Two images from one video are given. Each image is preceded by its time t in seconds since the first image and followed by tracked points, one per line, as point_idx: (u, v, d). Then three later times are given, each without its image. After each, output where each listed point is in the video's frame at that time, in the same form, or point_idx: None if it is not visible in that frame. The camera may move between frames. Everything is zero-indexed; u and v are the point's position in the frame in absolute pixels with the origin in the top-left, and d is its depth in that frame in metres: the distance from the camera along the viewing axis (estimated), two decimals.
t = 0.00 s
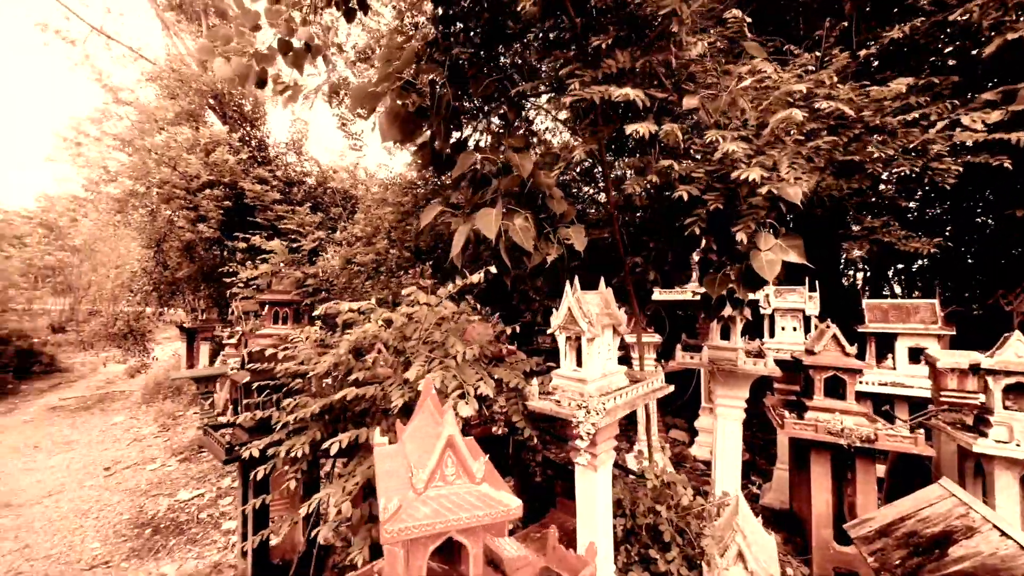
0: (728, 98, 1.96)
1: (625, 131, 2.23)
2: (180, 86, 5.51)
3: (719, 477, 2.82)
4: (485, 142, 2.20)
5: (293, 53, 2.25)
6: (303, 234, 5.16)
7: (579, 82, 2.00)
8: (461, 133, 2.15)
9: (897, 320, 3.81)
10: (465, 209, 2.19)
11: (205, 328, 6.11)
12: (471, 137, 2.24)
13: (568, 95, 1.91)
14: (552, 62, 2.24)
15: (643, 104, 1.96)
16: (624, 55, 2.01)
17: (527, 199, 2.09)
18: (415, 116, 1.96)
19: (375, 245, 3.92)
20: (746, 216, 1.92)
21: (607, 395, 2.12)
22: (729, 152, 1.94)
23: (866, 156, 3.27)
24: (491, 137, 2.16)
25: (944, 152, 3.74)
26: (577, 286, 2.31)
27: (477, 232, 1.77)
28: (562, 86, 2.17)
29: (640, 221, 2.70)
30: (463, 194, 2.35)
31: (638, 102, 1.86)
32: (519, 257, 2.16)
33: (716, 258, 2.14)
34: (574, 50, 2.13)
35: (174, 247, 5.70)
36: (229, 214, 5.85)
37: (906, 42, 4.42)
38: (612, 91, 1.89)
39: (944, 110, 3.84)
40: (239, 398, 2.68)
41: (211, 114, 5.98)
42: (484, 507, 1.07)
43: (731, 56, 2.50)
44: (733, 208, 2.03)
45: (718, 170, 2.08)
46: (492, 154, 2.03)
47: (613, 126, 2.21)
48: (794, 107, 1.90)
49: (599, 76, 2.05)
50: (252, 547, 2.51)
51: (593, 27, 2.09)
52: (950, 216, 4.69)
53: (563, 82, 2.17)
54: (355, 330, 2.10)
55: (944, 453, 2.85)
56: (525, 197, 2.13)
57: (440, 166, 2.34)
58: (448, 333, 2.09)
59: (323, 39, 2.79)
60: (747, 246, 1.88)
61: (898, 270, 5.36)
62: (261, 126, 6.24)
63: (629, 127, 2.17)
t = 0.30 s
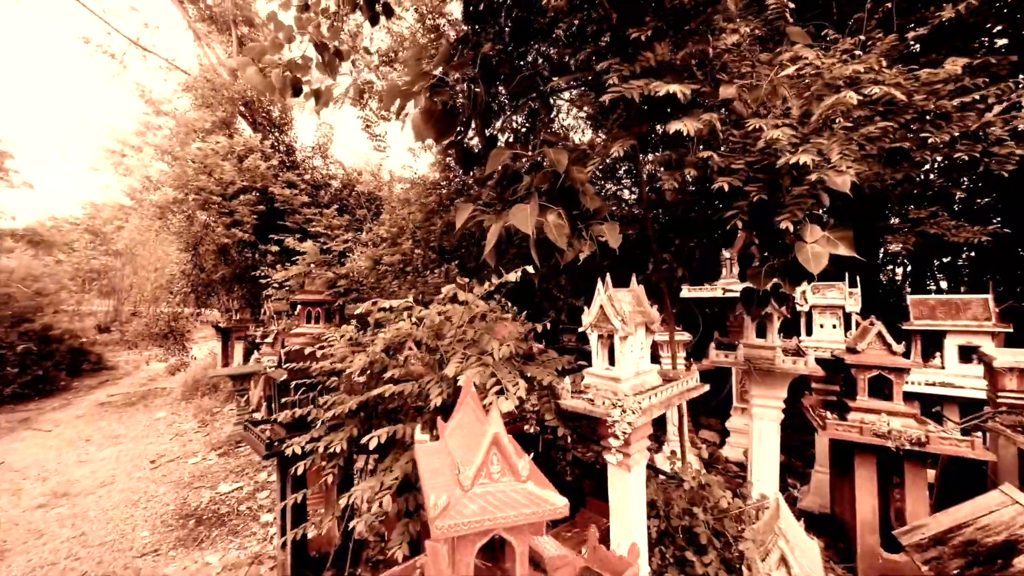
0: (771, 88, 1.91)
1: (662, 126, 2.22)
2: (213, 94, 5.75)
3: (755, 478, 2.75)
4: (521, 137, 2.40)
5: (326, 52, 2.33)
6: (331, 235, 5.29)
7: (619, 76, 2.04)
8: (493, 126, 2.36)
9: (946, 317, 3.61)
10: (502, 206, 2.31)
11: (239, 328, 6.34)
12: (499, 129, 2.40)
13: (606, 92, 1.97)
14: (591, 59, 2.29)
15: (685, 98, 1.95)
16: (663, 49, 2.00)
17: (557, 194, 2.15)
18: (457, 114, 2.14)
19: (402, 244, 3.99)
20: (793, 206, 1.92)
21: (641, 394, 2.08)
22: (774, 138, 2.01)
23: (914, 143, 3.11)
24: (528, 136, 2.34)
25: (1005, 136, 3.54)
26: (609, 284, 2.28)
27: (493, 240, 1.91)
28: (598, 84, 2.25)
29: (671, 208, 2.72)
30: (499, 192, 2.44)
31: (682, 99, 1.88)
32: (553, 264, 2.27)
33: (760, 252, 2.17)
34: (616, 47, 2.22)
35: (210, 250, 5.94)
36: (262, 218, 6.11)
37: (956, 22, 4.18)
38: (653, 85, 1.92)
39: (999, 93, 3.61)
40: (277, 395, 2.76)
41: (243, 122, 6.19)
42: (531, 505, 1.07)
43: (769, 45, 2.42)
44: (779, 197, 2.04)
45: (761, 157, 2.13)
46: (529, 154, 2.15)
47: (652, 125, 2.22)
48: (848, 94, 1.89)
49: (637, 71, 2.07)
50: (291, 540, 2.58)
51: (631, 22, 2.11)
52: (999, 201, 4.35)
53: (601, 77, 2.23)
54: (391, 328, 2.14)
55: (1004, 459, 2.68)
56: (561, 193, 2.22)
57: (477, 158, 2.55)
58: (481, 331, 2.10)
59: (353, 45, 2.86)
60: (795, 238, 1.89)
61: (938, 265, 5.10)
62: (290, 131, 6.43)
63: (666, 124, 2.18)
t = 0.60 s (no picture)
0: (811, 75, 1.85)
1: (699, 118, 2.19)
2: (242, 102, 5.96)
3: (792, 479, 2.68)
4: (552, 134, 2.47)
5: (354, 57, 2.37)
6: (356, 236, 5.40)
7: (652, 67, 2.01)
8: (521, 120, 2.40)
9: (997, 313, 3.40)
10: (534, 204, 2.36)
11: (269, 327, 6.52)
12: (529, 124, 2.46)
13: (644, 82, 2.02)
14: (620, 52, 2.30)
15: (724, 85, 1.90)
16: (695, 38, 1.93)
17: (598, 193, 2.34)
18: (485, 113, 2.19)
19: (426, 244, 4.04)
20: (837, 197, 1.88)
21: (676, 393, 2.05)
22: (818, 125, 2.01)
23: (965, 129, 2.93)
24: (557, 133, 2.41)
25: None
26: (640, 280, 2.24)
27: (525, 239, 1.92)
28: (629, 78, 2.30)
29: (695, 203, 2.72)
30: (530, 189, 2.47)
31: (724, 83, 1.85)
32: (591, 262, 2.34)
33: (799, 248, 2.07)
34: (647, 39, 2.20)
35: (241, 252, 6.14)
36: (292, 221, 6.29)
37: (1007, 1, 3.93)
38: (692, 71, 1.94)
39: None
40: (311, 393, 2.83)
41: (270, 127, 6.37)
42: (575, 504, 1.06)
43: (806, 32, 2.33)
44: (823, 187, 1.99)
45: (802, 147, 2.13)
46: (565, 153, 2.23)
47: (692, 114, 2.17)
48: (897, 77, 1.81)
49: (672, 60, 2.09)
50: (326, 534, 2.64)
51: (662, 12, 2.07)
52: None
53: (630, 69, 2.27)
54: (422, 326, 2.17)
55: None
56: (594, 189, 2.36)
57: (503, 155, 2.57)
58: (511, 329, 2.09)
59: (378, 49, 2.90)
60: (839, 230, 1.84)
61: (983, 257, 4.80)
62: (314, 135, 6.56)
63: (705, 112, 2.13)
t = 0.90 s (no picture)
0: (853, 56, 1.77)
1: (731, 104, 2.15)
2: (269, 105, 6.12)
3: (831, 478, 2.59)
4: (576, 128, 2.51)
5: (380, 58, 2.42)
6: (379, 235, 5.48)
7: (682, 54, 1.96)
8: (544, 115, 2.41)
9: None
10: (560, 199, 2.33)
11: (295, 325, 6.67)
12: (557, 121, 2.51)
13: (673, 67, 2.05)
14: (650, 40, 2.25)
15: (762, 69, 1.84)
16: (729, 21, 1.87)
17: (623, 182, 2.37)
18: (513, 109, 2.23)
19: (450, 241, 4.06)
20: (878, 186, 1.78)
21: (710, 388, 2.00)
22: (860, 112, 1.85)
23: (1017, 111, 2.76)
24: (582, 126, 2.42)
25: None
26: (671, 273, 2.19)
27: (554, 233, 1.93)
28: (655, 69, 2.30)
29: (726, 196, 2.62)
30: (557, 182, 2.45)
31: (763, 64, 1.80)
32: (623, 255, 2.34)
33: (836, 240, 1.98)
34: (675, 26, 2.15)
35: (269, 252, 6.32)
36: (317, 221, 6.42)
37: None
38: (727, 55, 1.91)
39: None
40: (341, 388, 2.89)
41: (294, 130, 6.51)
42: (621, 498, 1.04)
43: (844, 12, 2.23)
44: (865, 176, 1.89)
45: (841, 134, 2.02)
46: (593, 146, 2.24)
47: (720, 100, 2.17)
48: (946, 57, 1.72)
49: (705, 45, 2.03)
50: (357, 526, 2.69)
51: None
52: None
53: (660, 57, 2.22)
54: (451, 321, 2.18)
55: None
56: (623, 181, 2.33)
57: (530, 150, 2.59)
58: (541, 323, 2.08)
59: (402, 50, 2.94)
60: (879, 222, 1.72)
61: None
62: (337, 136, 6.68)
63: (740, 99, 2.08)
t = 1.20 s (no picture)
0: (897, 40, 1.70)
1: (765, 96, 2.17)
2: (293, 108, 6.25)
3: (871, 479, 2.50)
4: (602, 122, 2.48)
5: (405, 58, 2.45)
6: (400, 234, 5.54)
7: (718, 46, 1.91)
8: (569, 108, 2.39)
9: None
10: (587, 194, 2.30)
11: (320, 323, 6.81)
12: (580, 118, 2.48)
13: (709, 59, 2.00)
14: (679, 31, 2.21)
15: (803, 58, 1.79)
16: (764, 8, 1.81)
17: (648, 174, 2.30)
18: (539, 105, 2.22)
19: (471, 240, 4.06)
20: (925, 176, 1.67)
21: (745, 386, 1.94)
22: (905, 98, 1.75)
23: None
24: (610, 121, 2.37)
25: None
26: (703, 268, 2.14)
27: (582, 230, 1.91)
28: (689, 58, 2.24)
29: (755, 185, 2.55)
30: (584, 178, 2.43)
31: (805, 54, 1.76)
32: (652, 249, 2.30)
33: (877, 233, 1.87)
34: (706, 16, 2.10)
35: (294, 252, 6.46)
36: (340, 220, 6.53)
37: None
38: (765, 46, 1.87)
39: None
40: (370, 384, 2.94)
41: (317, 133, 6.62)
42: (667, 495, 1.02)
43: None
44: (910, 168, 1.75)
45: (884, 122, 1.91)
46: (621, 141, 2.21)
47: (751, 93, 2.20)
48: (1011, 35, 1.59)
49: (741, 34, 1.98)
50: (387, 519, 2.73)
51: None
52: None
53: (693, 49, 2.19)
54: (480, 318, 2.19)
55: None
56: (652, 175, 2.29)
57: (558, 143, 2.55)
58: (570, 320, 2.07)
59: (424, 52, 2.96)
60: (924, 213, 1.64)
61: None
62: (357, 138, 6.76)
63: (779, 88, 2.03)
